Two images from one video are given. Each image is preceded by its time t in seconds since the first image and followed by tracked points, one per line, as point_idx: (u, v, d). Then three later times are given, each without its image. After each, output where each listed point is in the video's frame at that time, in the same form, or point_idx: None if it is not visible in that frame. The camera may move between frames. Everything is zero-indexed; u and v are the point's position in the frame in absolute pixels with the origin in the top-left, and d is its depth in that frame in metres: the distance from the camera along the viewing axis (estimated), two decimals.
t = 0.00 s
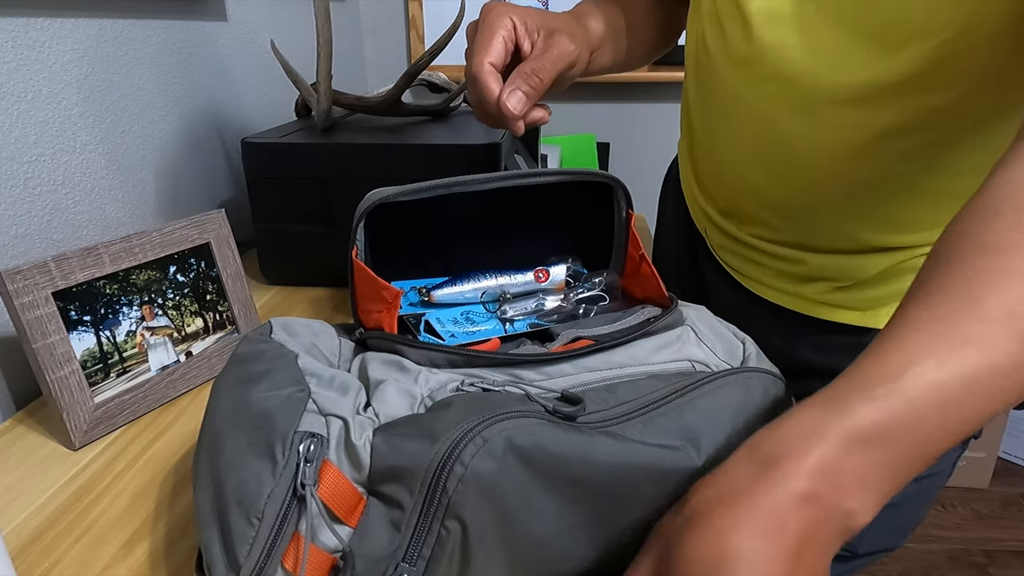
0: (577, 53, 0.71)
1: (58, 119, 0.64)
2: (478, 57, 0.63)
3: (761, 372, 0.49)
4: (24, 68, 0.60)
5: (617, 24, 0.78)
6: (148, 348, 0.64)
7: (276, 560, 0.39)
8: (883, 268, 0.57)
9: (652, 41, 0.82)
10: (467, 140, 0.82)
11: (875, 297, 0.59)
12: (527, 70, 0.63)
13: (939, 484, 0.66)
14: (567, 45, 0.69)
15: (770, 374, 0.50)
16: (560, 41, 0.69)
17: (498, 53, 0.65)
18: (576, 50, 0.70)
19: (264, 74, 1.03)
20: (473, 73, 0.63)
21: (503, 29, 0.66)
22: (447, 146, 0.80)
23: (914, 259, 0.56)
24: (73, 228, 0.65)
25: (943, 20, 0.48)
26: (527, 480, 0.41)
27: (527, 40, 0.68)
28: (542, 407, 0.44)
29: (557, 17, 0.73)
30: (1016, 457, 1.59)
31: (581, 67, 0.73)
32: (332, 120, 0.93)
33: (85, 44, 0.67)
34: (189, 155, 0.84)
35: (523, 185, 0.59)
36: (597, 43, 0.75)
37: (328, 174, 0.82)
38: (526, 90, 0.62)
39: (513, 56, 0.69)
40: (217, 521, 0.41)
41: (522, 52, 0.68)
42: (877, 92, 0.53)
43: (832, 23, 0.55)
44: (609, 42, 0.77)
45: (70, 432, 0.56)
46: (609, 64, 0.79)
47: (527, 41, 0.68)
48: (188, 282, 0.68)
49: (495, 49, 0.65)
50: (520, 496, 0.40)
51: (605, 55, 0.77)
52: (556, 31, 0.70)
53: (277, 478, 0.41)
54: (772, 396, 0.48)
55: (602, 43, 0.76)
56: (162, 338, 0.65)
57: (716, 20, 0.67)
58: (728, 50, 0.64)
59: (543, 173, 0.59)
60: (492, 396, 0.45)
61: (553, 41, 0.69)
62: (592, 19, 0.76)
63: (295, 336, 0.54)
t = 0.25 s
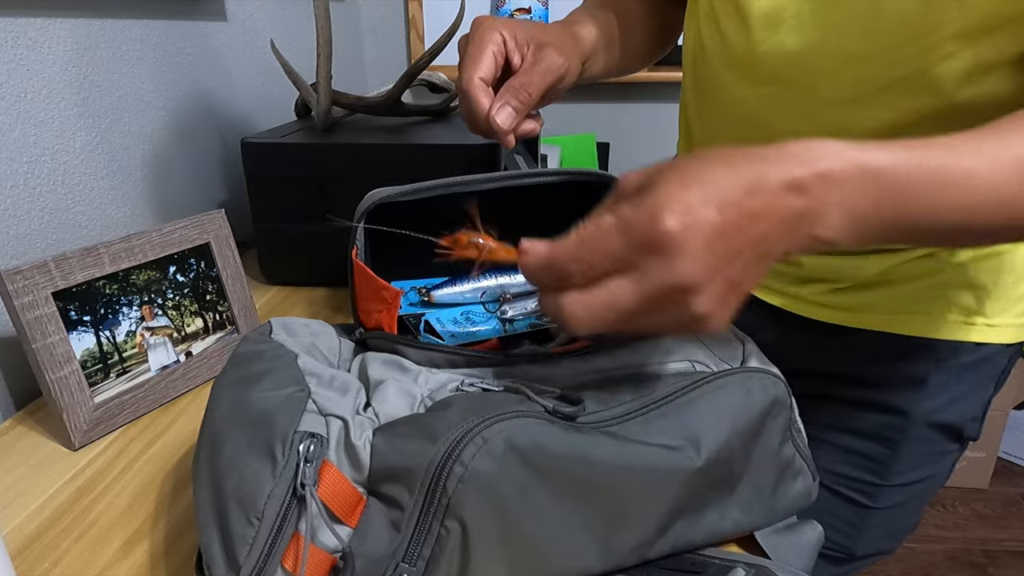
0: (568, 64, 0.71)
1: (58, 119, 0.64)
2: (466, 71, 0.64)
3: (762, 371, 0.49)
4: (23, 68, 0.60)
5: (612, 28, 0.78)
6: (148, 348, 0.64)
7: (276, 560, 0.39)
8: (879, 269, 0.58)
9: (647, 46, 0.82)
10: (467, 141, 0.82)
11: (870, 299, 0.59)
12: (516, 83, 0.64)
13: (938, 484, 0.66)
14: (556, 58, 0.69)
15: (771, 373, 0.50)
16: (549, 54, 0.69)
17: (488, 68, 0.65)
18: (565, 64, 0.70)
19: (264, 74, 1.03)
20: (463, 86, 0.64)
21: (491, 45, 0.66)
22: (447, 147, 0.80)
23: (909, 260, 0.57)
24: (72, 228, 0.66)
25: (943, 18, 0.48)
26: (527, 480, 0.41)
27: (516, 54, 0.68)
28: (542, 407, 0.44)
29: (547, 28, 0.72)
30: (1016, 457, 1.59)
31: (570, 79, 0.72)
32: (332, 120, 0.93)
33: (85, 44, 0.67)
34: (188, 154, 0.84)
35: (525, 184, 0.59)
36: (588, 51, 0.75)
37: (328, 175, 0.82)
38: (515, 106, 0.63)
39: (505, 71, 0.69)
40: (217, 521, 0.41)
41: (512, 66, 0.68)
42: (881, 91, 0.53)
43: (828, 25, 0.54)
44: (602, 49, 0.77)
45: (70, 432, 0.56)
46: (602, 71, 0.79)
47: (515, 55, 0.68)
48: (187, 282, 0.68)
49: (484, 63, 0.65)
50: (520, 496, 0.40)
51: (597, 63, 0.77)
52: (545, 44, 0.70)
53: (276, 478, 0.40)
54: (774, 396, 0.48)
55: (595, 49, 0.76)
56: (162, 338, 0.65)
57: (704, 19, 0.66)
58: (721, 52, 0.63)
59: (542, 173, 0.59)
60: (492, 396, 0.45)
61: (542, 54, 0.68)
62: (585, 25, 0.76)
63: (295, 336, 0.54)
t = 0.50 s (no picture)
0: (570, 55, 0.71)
1: (58, 119, 0.64)
2: (472, 61, 0.64)
3: (761, 372, 0.49)
4: (24, 68, 0.60)
5: (615, 26, 0.78)
6: (148, 348, 0.64)
7: (276, 560, 0.39)
8: (879, 270, 0.58)
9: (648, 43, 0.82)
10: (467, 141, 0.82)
11: (870, 299, 0.59)
12: (519, 72, 0.64)
13: (937, 484, 0.66)
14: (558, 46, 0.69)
15: (771, 373, 0.49)
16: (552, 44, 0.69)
17: (492, 55, 0.65)
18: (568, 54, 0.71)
19: (264, 74, 1.03)
20: (465, 75, 0.64)
21: (496, 32, 0.66)
22: (446, 147, 0.80)
23: (910, 259, 0.57)
24: (73, 228, 0.66)
25: (944, 18, 0.48)
26: (527, 480, 0.41)
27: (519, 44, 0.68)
28: (541, 407, 0.44)
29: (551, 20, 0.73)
30: (1016, 457, 1.59)
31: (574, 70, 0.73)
32: (332, 120, 0.93)
33: (84, 44, 0.66)
34: (188, 154, 0.84)
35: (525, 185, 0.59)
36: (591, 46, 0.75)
37: (328, 175, 0.82)
38: (518, 93, 0.63)
39: (507, 60, 0.70)
40: (217, 521, 0.41)
41: (515, 55, 0.68)
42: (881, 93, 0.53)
43: (828, 25, 0.54)
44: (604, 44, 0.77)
45: (70, 432, 0.56)
46: (605, 68, 0.79)
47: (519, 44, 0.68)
48: (188, 282, 0.68)
49: (489, 52, 0.65)
50: (521, 496, 0.40)
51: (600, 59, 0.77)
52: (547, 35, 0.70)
53: (276, 479, 0.40)
54: (774, 396, 0.48)
55: (598, 44, 0.76)
56: (161, 338, 0.65)
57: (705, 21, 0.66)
58: (721, 53, 0.63)
59: (542, 173, 0.59)
60: (493, 397, 0.45)
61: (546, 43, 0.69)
62: (589, 21, 0.76)
63: (295, 336, 0.54)
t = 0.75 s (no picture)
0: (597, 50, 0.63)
1: (58, 119, 0.64)
2: (475, 16, 0.60)
3: (761, 371, 0.49)
4: (23, 68, 0.60)
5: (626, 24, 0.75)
6: (148, 348, 0.64)
7: (276, 560, 0.39)
8: (879, 270, 0.58)
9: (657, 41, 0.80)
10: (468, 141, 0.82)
11: (872, 299, 0.59)
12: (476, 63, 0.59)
13: (937, 484, 0.66)
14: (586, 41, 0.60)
15: (770, 373, 0.49)
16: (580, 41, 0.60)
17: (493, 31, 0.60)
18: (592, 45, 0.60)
19: (264, 74, 1.03)
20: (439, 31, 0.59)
21: (518, 17, 0.60)
22: (447, 147, 0.80)
23: (911, 259, 0.57)
24: (72, 228, 0.65)
25: (950, 14, 0.49)
26: (527, 480, 0.41)
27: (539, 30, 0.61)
28: (541, 407, 0.44)
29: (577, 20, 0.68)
30: (1015, 457, 1.59)
31: (595, 47, 0.60)
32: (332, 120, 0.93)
33: (84, 44, 0.66)
34: (188, 154, 0.84)
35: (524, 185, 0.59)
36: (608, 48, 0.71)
37: (328, 175, 0.82)
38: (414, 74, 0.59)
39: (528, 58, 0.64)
40: (217, 521, 0.41)
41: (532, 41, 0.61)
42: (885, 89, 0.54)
43: (829, 25, 0.54)
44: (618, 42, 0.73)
45: (70, 432, 0.56)
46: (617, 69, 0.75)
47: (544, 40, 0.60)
48: (187, 282, 0.68)
49: (499, 26, 0.60)
50: (521, 496, 0.40)
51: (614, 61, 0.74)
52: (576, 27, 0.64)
53: (276, 478, 0.40)
54: (773, 396, 0.48)
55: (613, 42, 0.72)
56: (161, 338, 0.65)
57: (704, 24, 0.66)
58: (721, 54, 0.62)
59: (541, 173, 0.59)
60: (493, 397, 0.45)
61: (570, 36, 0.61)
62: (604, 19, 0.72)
63: (295, 336, 0.54)
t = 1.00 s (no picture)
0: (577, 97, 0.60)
1: (58, 119, 0.64)
2: (475, 60, 0.52)
3: (761, 371, 0.49)
4: (24, 68, 0.60)
5: (636, 28, 0.74)
6: (148, 348, 0.64)
7: (276, 560, 0.39)
8: (887, 270, 0.58)
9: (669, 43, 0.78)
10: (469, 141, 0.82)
11: (880, 299, 0.59)
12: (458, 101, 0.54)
13: (941, 484, 0.65)
14: (569, 86, 0.59)
15: (771, 373, 0.49)
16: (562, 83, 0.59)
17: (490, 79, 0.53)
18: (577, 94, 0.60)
19: (264, 74, 1.03)
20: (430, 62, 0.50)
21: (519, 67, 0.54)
22: (448, 147, 0.80)
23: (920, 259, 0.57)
24: (72, 228, 0.66)
25: (965, 13, 0.49)
26: (527, 480, 0.41)
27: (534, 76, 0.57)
28: (542, 407, 0.44)
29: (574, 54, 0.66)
30: (1016, 457, 1.59)
31: (577, 97, 0.59)
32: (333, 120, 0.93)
33: (85, 44, 0.66)
34: (188, 154, 0.84)
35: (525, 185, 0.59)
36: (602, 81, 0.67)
37: (329, 175, 0.82)
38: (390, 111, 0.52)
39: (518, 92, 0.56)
40: (217, 521, 0.41)
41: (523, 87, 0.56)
42: (899, 87, 0.53)
43: (845, 26, 0.53)
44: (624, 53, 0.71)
45: (70, 432, 0.56)
46: (626, 88, 0.71)
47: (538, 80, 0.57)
48: (188, 282, 0.68)
49: (499, 73, 0.53)
50: (520, 496, 0.40)
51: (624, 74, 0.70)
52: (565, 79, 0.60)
53: (276, 478, 0.40)
54: (773, 396, 0.48)
55: (615, 64, 0.69)
56: (161, 338, 0.65)
57: (710, 28, 0.66)
58: (732, 55, 0.62)
59: (542, 175, 0.59)
60: (493, 397, 0.45)
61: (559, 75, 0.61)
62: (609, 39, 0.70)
63: (295, 336, 0.54)
